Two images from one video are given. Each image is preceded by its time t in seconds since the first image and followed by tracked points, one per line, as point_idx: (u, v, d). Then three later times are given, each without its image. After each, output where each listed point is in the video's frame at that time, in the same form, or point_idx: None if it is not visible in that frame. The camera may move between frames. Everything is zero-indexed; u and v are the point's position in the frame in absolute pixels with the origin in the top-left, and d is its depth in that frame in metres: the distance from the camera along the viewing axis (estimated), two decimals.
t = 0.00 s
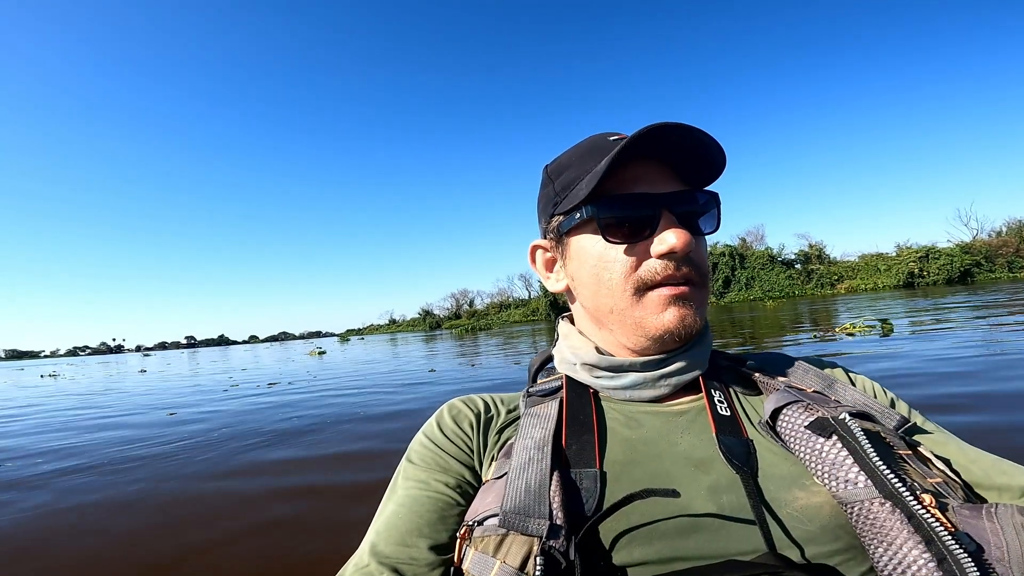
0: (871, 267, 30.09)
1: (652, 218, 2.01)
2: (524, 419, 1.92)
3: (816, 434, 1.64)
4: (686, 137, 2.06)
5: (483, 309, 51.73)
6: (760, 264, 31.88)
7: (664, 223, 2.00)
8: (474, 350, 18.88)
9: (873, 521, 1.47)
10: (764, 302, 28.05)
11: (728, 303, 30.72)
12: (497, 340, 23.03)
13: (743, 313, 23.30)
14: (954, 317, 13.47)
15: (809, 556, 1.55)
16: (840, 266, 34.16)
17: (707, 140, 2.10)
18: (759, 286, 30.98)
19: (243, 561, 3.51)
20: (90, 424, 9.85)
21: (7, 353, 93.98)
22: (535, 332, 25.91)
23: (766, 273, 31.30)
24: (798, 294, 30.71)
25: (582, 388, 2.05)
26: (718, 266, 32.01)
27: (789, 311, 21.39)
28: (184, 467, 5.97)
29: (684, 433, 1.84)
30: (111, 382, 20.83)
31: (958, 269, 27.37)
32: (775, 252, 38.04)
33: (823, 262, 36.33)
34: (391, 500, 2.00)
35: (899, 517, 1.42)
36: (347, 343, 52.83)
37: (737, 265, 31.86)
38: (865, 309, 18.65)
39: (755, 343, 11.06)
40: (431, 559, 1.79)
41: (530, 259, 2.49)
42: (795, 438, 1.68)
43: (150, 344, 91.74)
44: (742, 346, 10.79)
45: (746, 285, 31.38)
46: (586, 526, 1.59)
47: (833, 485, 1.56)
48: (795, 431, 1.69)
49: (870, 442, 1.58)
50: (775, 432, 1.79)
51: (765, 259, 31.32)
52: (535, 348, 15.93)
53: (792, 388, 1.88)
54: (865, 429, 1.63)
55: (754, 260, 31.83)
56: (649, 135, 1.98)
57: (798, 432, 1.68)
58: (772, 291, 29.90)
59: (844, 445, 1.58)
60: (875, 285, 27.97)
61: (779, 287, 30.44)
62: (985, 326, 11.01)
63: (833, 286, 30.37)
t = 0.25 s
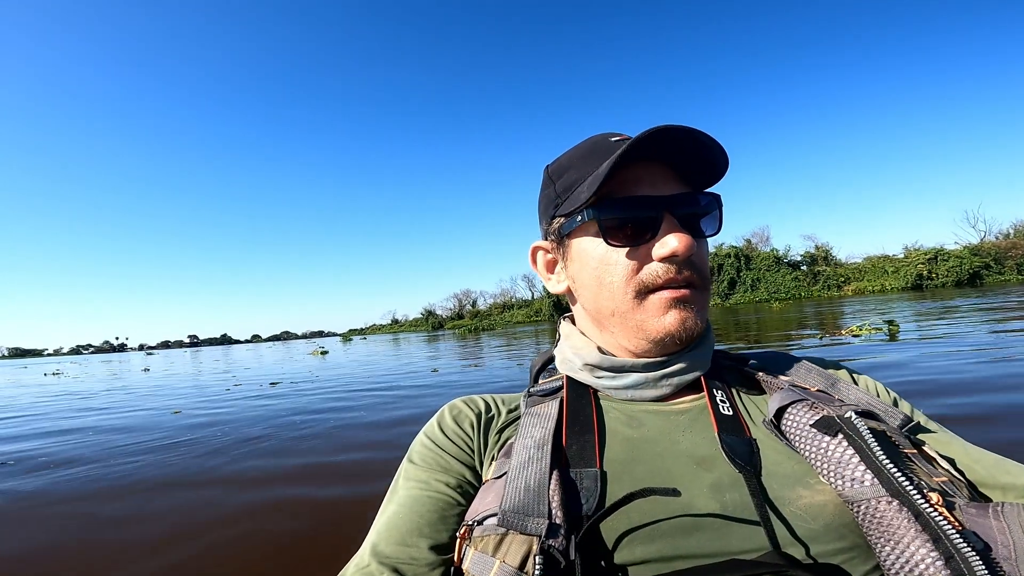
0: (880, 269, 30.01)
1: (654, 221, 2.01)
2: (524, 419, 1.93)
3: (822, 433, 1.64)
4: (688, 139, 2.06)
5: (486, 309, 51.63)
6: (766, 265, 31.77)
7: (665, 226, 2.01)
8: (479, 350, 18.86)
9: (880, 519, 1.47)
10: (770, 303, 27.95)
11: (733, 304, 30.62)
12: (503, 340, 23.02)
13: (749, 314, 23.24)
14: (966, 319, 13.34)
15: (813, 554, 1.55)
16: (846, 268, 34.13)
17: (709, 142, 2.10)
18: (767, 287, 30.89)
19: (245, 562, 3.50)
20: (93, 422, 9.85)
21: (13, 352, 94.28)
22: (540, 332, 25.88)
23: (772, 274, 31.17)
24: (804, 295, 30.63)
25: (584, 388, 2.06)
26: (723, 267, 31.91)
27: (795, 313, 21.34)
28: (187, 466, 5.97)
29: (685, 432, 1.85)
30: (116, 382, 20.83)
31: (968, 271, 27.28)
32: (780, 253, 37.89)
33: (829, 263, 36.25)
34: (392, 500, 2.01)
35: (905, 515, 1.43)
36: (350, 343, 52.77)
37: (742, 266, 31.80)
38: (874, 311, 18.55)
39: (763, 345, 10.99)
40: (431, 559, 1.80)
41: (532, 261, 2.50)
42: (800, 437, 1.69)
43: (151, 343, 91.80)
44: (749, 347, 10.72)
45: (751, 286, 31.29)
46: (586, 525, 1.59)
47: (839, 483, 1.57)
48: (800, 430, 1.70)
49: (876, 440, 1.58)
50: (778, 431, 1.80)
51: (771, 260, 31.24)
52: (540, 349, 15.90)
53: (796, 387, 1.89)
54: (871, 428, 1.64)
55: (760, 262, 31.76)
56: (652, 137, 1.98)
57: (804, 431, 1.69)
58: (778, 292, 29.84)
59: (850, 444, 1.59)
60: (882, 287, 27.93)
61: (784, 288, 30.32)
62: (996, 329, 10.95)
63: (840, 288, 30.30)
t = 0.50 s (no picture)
0: (888, 272, 29.88)
1: (655, 223, 2.02)
2: (526, 419, 1.93)
3: (826, 435, 1.64)
4: (689, 142, 2.07)
5: (490, 309, 51.59)
6: (773, 267, 31.71)
7: (667, 229, 2.01)
8: (485, 350, 18.82)
9: (884, 520, 1.47)
10: (776, 305, 27.88)
11: (739, 305, 30.56)
12: (509, 340, 22.97)
13: (756, 315, 23.21)
14: (979, 324, 13.24)
15: (816, 555, 1.55)
16: (853, 270, 34.02)
17: (711, 143, 2.11)
18: (773, 289, 30.79)
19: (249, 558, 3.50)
20: (100, 417, 9.89)
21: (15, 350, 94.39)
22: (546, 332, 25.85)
23: (779, 276, 31.07)
24: (811, 297, 30.53)
25: (586, 389, 2.06)
26: (729, 268, 31.87)
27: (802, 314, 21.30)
28: (192, 463, 5.97)
29: (688, 432, 1.85)
30: (125, 377, 20.90)
31: (978, 275, 27.14)
32: (788, 254, 37.81)
33: (836, 264, 36.13)
34: (394, 500, 2.01)
35: (910, 516, 1.43)
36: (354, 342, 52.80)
37: (748, 267, 31.72)
38: (884, 314, 18.48)
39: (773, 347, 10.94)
40: (433, 559, 1.80)
41: (533, 263, 2.50)
42: (805, 438, 1.69)
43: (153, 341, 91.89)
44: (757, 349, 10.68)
45: (757, 288, 31.21)
46: (587, 525, 1.59)
47: (844, 485, 1.57)
48: (804, 431, 1.70)
49: (880, 442, 1.59)
50: (782, 432, 1.80)
51: (777, 261, 31.15)
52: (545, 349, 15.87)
53: (800, 388, 1.89)
54: (876, 430, 1.64)
55: (766, 263, 31.67)
56: (653, 140, 1.99)
57: (808, 432, 1.69)
58: (785, 294, 29.76)
59: (854, 445, 1.59)
60: (890, 290, 27.82)
61: (791, 290, 30.24)
62: (1008, 334, 10.87)
63: (847, 290, 30.18)
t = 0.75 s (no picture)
0: (896, 273, 29.76)
1: (657, 224, 2.02)
2: (526, 419, 1.93)
3: (826, 436, 1.64)
4: (692, 143, 2.07)
5: (493, 308, 51.51)
6: (778, 267, 31.62)
7: (668, 229, 2.02)
8: (490, 348, 18.78)
9: (884, 522, 1.47)
10: (782, 305, 27.79)
11: (744, 305, 30.49)
12: (514, 338, 22.91)
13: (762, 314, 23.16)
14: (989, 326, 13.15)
15: (816, 557, 1.55)
16: (860, 271, 33.89)
17: (713, 144, 2.11)
18: (778, 289, 30.69)
19: (253, 555, 3.49)
20: (103, 413, 9.89)
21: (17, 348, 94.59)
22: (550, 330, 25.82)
23: (784, 276, 30.95)
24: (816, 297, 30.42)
25: (586, 389, 2.06)
26: (734, 267, 31.79)
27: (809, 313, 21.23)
28: (196, 460, 5.98)
29: (688, 433, 1.85)
30: (129, 372, 20.83)
31: (987, 276, 27.00)
32: (794, 254, 37.70)
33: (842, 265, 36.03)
34: (394, 500, 2.01)
35: (910, 518, 1.43)
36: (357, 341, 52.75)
37: (754, 266, 31.63)
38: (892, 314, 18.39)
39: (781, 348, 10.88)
40: (433, 560, 1.80)
41: (534, 263, 2.50)
42: (805, 439, 1.69)
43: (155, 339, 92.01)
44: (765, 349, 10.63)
45: (763, 288, 31.13)
46: (587, 526, 1.59)
47: (843, 486, 1.57)
48: (804, 432, 1.70)
49: (881, 443, 1.59)
50: (782, 433, 1.80)
51: (783, 261, 31.05)
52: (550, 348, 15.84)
53: (800, 389, 1.89)
54: (875, 431, 1.64)
55: (771, 263, 31.58)
56: (655, 141, 1.99)
57: (808, 433, 1.69)
58: (790, 294, 29.67)
59: (854, 447, 1.59)
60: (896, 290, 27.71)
61: (796, 290, 30.11)
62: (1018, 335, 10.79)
63: (854, 291, 30.04)
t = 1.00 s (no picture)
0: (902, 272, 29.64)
1: (655, 223, 2.01)
2: (525, 418, 1.93)
3: (825, 435, 1.64)
4: (690, 141, 2.06)
5: (496, 308, 51.45)
6: (782, 266, 31.54)
7: (667, 228, 2.01)
8: (493, 348, 18.73)
9: (881, 521, 1.47)
10: (786, 305, 27.73)
11: (747, 304, 30.45)
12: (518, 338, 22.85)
13: (767, 314, 23.12)
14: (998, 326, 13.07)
15: (814, 556, 1.55)
16: (865, 270, 33.80)
17: (712, 143, 2.10)
18: (782, 288, 30.61)
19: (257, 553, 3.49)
20: (105, 412, 9.90)
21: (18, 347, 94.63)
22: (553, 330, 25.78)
23: (788, 275, 30.87)
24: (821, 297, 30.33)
25: (585, 389, 2.06)
26: (737, 267, 31.72)
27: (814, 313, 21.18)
28: (198, 459, 5.98)
29: (686, 432, 1.85)
30: (134, 371, 20.86)
31: (994, 276, 26.89)
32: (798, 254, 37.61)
33: (847, 264, 35.94)
34: (392, 499, 2.01)
35: (907, 517, 1.43)
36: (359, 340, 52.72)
37: (757, 266, 31.55)
38: (900, 314, 18.30)
39: (786, 348, 10.84)
40: (432, 559, 1.80)
41: (533, 262, 2.50)
42: (803, 438, 1.69)
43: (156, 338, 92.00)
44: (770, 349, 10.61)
45: (767, 287, 31.06)
46: (586, 525, 1.59)
47: (841, 485, 1.57)
48: (803, 431, 1.70)
49: (879, 443, 1.59)
50: (780, 433, 1.80)
51: (787, 261, 30.96)
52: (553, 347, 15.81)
53: (799, 389, 1.89)
54: (874, 430, 1.64)
55: (775, 262, 31.49)
56: (654, 140, 1.98)
57: (807, 433, 1.69)
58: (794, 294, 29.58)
59: (852, 446, 1.59)
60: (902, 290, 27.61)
61: (801, 289, 30.03)
62: None
63: (859, 290, 29.93)
